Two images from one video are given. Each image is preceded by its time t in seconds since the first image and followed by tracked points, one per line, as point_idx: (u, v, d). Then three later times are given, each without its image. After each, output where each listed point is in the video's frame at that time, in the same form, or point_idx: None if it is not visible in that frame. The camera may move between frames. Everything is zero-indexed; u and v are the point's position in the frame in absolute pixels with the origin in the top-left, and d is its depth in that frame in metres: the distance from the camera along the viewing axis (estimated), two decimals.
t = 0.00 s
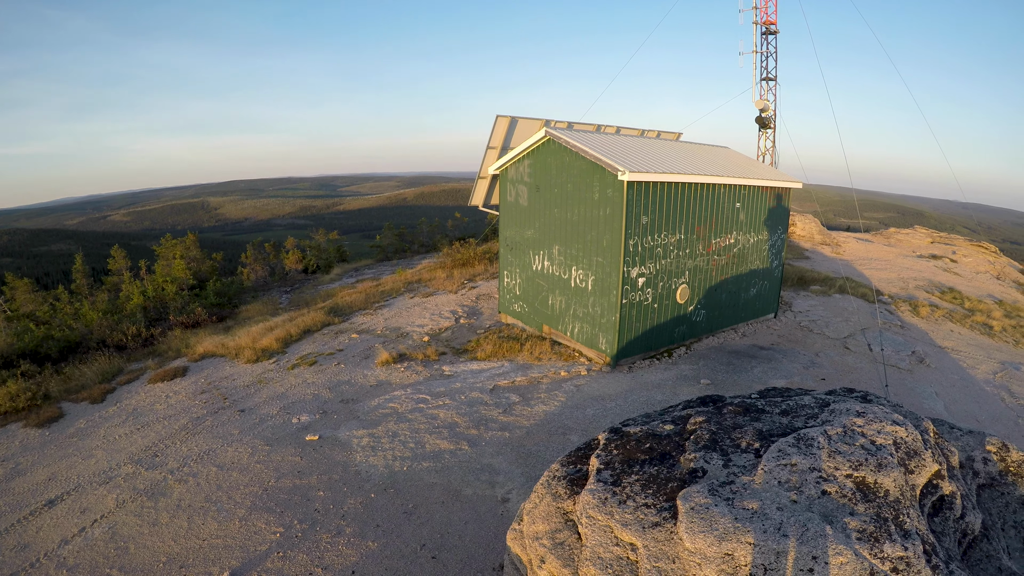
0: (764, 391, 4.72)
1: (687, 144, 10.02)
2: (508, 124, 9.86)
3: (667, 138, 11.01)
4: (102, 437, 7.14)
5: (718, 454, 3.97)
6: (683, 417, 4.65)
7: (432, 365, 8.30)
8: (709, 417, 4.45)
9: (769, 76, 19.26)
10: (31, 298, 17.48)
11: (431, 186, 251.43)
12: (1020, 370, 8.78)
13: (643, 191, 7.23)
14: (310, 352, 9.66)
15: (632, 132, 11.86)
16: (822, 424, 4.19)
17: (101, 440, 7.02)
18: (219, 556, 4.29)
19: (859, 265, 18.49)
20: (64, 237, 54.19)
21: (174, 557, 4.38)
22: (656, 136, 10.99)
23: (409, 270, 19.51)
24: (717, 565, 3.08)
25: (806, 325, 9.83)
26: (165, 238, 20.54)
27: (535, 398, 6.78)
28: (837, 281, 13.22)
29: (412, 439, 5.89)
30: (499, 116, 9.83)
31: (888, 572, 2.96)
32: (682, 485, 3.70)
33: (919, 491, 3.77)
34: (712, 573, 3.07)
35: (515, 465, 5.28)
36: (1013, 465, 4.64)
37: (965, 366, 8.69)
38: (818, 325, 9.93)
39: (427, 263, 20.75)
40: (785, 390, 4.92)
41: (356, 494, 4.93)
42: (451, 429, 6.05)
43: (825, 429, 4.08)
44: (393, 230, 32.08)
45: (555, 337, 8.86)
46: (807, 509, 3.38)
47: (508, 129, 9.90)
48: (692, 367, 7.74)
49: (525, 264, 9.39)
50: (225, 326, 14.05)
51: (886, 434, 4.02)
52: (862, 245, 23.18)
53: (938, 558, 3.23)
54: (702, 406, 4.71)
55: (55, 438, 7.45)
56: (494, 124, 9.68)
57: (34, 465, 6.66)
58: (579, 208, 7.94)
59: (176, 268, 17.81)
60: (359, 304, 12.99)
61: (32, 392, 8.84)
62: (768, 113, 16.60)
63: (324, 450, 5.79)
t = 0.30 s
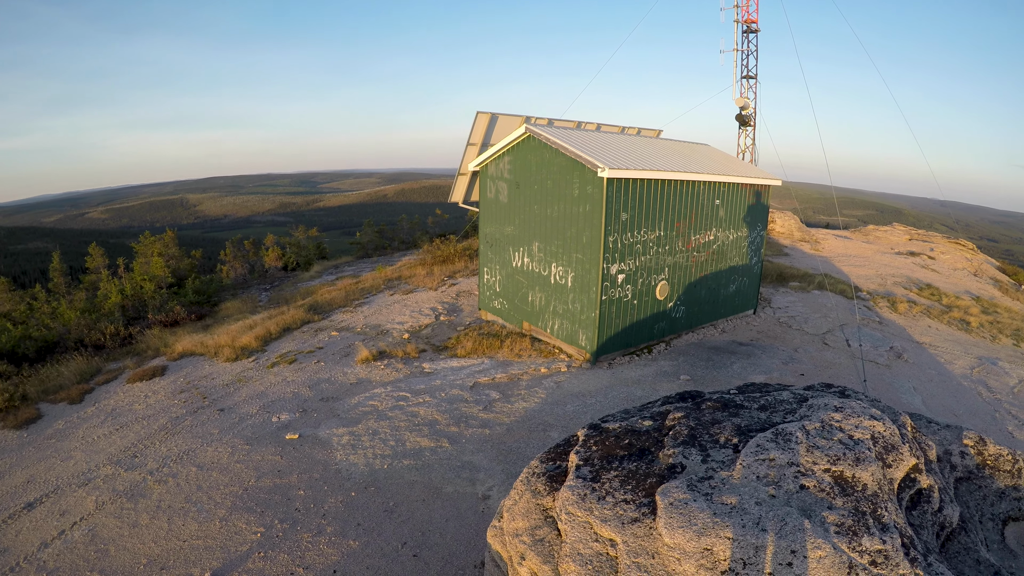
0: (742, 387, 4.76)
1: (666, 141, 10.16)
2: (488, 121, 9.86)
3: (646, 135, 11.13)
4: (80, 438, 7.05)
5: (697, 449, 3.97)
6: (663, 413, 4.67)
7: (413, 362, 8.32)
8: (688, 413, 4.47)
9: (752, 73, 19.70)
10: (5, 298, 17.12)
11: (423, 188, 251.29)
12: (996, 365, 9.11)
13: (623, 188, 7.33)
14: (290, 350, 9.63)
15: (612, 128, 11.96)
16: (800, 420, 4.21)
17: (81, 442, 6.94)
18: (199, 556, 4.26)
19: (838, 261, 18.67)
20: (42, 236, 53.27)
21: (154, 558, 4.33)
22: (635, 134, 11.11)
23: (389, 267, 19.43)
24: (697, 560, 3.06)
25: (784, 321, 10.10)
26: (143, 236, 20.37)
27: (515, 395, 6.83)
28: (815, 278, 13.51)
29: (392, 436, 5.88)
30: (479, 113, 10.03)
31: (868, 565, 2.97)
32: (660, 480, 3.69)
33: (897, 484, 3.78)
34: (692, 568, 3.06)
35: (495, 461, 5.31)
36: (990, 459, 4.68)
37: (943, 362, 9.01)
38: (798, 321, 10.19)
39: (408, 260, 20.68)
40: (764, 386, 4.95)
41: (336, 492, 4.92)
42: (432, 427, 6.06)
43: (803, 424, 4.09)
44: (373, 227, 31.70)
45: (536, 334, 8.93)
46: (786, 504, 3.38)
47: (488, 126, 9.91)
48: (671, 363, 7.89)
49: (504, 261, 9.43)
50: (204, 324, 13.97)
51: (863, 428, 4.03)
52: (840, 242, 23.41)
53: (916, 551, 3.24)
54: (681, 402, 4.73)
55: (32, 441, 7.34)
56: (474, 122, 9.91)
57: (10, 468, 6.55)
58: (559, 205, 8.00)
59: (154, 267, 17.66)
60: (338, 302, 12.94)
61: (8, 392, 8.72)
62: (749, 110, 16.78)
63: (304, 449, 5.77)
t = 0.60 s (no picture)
0: (717, 395, 4.80)
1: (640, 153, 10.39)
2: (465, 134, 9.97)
3: (622, 146, 11.33)
4: (55, 453, 6.96)
5: (673, 457, 3.99)
6: (639, 422, 4.70)
7: (390, 375, 8.33)
8: (663, 421, 4.50)
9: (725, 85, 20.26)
10: None
11: (412, 194, 251.07)
12: (971, 368, 9.52)
13: (598, 200, 7.48)
14: (266, 364, 9.58)
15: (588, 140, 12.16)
16: (775, 426, 4.24)
17: (55, 457, 6.84)
18: (176, 573, 4.23)
19: (813, 269, 18.93)
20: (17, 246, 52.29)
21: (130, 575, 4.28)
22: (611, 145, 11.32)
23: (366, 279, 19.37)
24: (673, 568, 3.08)
25: (761, 329, 10.39)
26: (118, 246, 20.36)
27: (493, 407, 6.89)
28: (791, 285, 13.83)
29: (370, 449, 5.88)
30: (455, 125, 10.09)
31: (844, 568, 3.01)
32: (636, 489, 3.70)
33: (874, 488, 3.80)
34: None
35: (474, 473, 5.32)
36: (966, 460, 4.71)
37: (920, 365, 9.39)
38: (774, 328, 10.48)
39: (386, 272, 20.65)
40: (740, 393, 5.01)
41: (315, 506, 4.91)
42: (410, 439, 6.07)
43: (779, 431, 4.11)
44: (350, 239, 31.58)
45: (513, 345, 9.01)
46: (762, 510, 3.40)
47: (465, 138, 10.00)
48: (649, 372, 8.03)
49: (481, 273, 9.49)
50: (180, 338, 13.87)
51: (839, 433, 4.06)
52: (816, 250, 23.72)
53: (894, 553, 3.26)
54: (657, 411, 4.77)
55: (6, 456, 7.21)
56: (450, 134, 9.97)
57: None
58: (535, 217, 8.11)
59: (130, 278, 17.54)
60: (315, 315, 12.90)
61: None
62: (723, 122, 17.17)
63: (282, 463, 5.75)
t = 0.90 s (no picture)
0: (690, 385, 4.83)
1: (614, 145, 10.48)
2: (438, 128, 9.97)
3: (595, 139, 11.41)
4: (32, 463, 6.88)
5: (645, 448, 4.00)
6: (612, 414, 4.72)
7: (367, 372, 8.34)
8: (635, 413, 4.52)
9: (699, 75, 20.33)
10: None
11: (402, 200, 251.21)
12: (946, 353, 9.82)
13: (571, 192, 7.53)
14: (243, 364, 9.56)
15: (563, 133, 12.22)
16: (748, 415, 4.25)
17: (33, 466, 6.77)
18: None
19: (789, 258, 19.11)
20: None
21: None
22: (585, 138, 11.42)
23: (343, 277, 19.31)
24: (645, 559, 3.08)
25: (737, 319, 10.63)
26: (93, 250, 20.33)
27: (470, 401, 6.93)
28: (766, 274, 14.02)
29: (348, 447, 5.87)
30: (429, 120, 10.17)
31: (817, 556, 3.03)
32: (608, 481, 3.70)
33: (847, 474, 3.82)
34: (640, 567, 3.09)
35: (453, 469, 5.35)
36: (941, 444, 4.77)
37: (896, 352, 9.67)
38: (750, 318, 10.68)
39: (363, 269, 20.61)
40: (713, 383, 5.05)
41: (293, 506, 4.90)
42: (387, 436, 6.08)
43: (751, 419, 4.11)
44: (326, 237, 31.43)
45: (490, 339, 9.07)
46: (734, 499, 3.41)
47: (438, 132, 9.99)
48: (626, 363, 8.17)
49: (457, 268, 9.55)
50: (156, 341, 13.79)
51: (812, 421, 4.07)
52: (791, 239, 23.95)
53: (868, 539, 3.27)
54: (629, 403, 4.79)
55: None
56: (424, 128, 10.05)
57: None
58: (509, 210, 8.16)
59: (105, 282, 17.48)
60: (292, 314, 12.87)
61: None
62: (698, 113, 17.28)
63: (260, 464, 5.74)
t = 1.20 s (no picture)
0: (664, 386, 4.86)
1: (591, 146, 10.55)
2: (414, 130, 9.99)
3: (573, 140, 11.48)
4: (9, 471, 6.81)
5: (617, 450, 4.02)
6: (585, 416, 4.74)
7: (345, 375, 8.34)
8: (608, 414, 4.54)
9: (678, 78, 19.79)
10: None
11: (394, 204, 251.17)
12: (922, 350, 9.94)
13: (547, 194, 7.59)
14: (220, 369, 9.53)
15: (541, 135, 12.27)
16: (721, 415, 4.27)
17: (9, 474, 6.71)
18: None
19: (767, 258, 19.22)
20: None
21: None
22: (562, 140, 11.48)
23: (321, 280, 19.24)
24: (615, 562, 3.10)
25: (715, 318, 10.73)
26: (69, 254, 20.29)
27: (448, 404, 6.96)
28: (744, 274, 14.14)
29: (326, 452, 5.87)
30: (405, 122, 10.18)
31: (789, 556, 3.05)
32: (580, 483, 3.72)
33: (821, 473, 3.85)
34: (610, 569, 3.11)
35: (429, 472, 5.37)
36: (916, 442, 4.82)
37: (874, 349, 9.79)
38: (728, 317, 10.79)
39: (342, 271, 20.57)
40: (688, 384, 5.09)
41: (271, 512, 4.89)
42: (365, 440, 6.08)
43: (724, 420, 4.13)
44: (305, 239, 31.23)
45: (467, 341, 9.11)
46: (706, 500, 3.43)
47: (415, 134, 10.00)
48: (603, 364, 8.25)
49: (434, 270, 9.56)
50: (133, 346, 13.72)
51: (785, 420, 4.09)
52: (768, 238, 24.08)
53: (840, 538, 3.30)
54: (603, 405, 4.81)
55: None
56: (401, 130, 9.89)
57: None
58: (486, 212, 8.19)
59: (81, 287, 18.18)
60: (270, 318, 12.84)
61: None
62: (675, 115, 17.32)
63: (237, 469, 5.72)
